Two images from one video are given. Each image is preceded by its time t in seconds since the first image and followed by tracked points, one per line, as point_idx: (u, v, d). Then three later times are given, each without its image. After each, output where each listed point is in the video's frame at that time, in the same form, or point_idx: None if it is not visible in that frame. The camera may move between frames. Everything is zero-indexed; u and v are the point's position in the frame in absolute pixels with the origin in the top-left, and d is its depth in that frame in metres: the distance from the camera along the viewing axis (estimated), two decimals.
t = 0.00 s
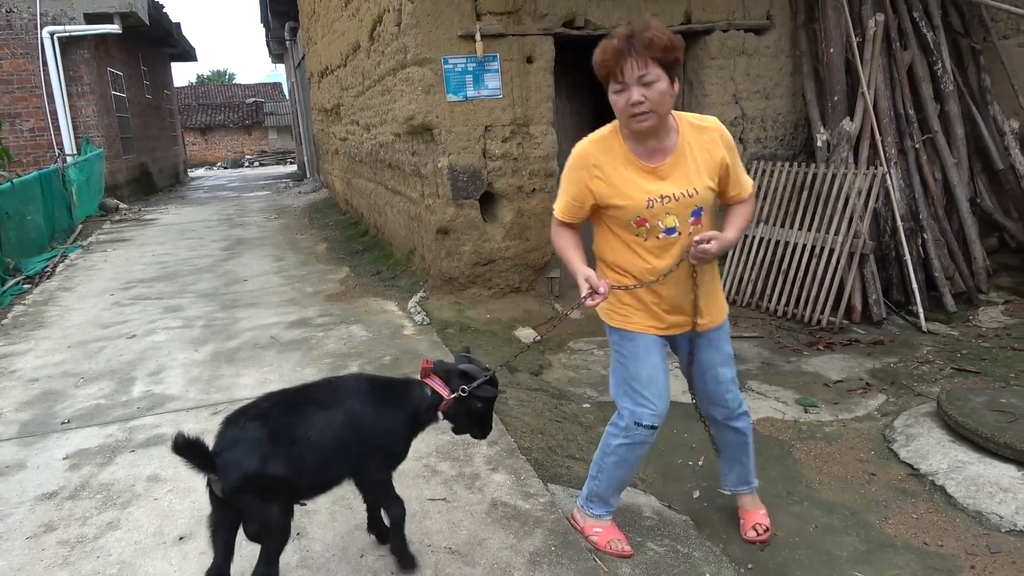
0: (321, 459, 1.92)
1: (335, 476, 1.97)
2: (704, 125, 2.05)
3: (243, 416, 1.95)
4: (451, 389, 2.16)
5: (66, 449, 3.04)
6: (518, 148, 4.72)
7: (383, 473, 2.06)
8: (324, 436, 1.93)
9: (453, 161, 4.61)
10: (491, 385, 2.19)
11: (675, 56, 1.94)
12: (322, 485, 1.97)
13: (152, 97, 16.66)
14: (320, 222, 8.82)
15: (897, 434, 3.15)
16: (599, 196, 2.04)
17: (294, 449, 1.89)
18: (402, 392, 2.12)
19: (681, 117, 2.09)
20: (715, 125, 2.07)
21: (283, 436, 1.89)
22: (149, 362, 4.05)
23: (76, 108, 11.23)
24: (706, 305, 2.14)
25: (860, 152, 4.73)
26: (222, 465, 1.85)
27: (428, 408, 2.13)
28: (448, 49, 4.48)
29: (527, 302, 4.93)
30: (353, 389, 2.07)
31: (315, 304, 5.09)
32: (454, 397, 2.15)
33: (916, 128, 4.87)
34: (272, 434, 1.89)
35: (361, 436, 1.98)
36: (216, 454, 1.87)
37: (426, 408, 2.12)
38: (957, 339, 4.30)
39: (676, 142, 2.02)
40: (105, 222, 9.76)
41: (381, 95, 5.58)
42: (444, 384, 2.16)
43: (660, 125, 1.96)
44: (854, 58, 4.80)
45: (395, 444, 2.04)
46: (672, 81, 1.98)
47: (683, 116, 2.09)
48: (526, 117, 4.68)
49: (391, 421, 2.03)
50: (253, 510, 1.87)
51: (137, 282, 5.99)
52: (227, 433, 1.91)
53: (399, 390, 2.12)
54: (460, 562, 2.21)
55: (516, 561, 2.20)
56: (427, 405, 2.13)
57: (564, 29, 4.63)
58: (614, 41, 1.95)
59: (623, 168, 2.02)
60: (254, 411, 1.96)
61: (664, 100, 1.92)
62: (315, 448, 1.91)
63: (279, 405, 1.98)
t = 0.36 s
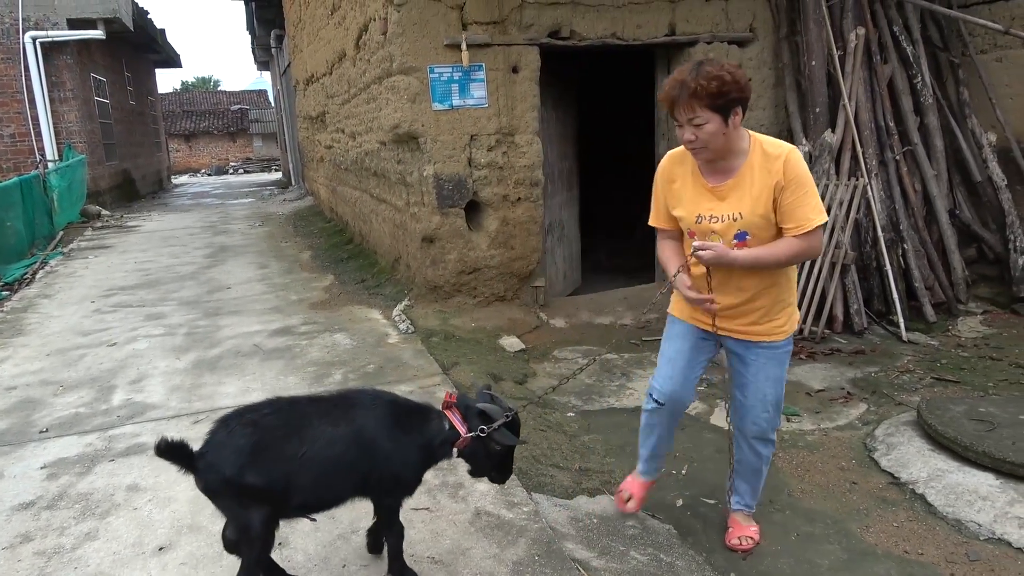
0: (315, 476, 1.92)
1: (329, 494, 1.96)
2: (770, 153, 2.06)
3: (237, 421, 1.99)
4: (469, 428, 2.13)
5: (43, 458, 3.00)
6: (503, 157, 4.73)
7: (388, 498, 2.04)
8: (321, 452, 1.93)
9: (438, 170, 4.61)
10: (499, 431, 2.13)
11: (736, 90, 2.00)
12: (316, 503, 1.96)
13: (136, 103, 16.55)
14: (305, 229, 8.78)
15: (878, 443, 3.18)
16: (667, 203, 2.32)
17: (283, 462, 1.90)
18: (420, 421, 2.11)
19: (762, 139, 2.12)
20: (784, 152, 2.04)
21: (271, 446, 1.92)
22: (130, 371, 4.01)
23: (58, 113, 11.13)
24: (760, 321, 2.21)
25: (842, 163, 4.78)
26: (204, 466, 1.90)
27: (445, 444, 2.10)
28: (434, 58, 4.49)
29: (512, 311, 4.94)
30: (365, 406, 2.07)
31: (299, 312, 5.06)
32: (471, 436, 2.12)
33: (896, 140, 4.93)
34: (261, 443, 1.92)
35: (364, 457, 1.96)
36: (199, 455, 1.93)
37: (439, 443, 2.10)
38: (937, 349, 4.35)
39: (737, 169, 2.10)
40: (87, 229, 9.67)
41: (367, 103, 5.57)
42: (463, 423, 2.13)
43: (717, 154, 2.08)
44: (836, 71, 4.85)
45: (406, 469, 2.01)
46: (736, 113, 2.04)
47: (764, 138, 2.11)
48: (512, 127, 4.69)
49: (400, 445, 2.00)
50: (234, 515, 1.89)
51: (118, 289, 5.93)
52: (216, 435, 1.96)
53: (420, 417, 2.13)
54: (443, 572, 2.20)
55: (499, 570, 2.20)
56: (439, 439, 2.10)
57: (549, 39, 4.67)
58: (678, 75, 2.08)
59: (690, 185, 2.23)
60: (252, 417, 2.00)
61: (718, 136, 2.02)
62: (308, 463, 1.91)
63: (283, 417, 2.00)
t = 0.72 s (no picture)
0: (314, 481, 1.91)
1: (327, 499, 1.94)
2: (787, 163, 2.12)
3: (242, 419, 2.02)
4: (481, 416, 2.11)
5: (27, 464, 2.97)
6: (492, 161, 4.72)
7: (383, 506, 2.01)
8: (321, 455, 1.92)
9: (427, 174, 4.60)
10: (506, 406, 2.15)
11: (771, 97, 2.09)
12: (314, 507, 1.95)
13: (123, 106, 16.45)
14: (293, 234, 8.75)
15: (867, 447, 3.19)
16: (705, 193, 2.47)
17: (284, 463, 1.90)
18: (427, 421, 2.08)
19: (791, 149, 2.18)
20: (798, 166, 2.10)
21: (270, 447, 1.92)
22: (116, 376, 3.97)
23: (44, 116, 11.05)
24: (753, 319, 2.28)
25: (829, 169, 4.81)
26: (204, 461, 1.93)
27: (460, 432, 2.08)
28: (423, 63, 4.49)
29: (501, 315, 4.93)
30: (370, 410, 2.06)
31: (287, 317, 5.04)
32: (486, 424, 2.10)
33: (883, 146, 4.97)
34: (261, 444, 1.92)
35: (364, 463, 1.94)
36: (200, 450, 1.97)
37: (452, 438, 2.07)
38: (924, 353, 4.37)
39: (757, 173, 2.20)
40: (72, 233, 9.59)
41: (356, 107, 5.55)
42: (475, 412, 2.11)
43: (745, 155, 2.19)
44: (823, 77, 4.88)
45: (405, 473, 1.98)
46: (767, 119, 2.13)
47: (794, 148, 2.18)
48: (501, 131, 4.69)
49: (401, 450, 1.97)
50: (232, 512, 1.91)
51: (104, 294, 5.88)
52: (219, 432, 1.99)
53: (425, 416, 2.10)
54: None
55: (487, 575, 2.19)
56: (452, 435, 2.07)
57: (538, 44, 4.67)
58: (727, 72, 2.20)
59: (721, 179, 2.35)
60: (256, 417, 2.02)
61: (746, 137, 2.12)
62: (307, 467, 1.91)
63: (288, 419, 2.01)
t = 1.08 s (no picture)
0: (337, 474, 1.90)
1: (345, 493, 1.93)
2: (780, 146, 2.12)
3: (256, 416, 1.95)
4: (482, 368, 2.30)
5: (13, 459, 2.94)
6: (483, 153, 4.70)
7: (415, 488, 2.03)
8: (341, 451, 1.91)
9: (418, 167, 4.58)
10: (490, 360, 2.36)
11: (775, 83, 2.11)
12: (330, 502, 1.93)
13: (111, 98, 16.30)
14: (283, 227, 8.71)
15: (856, 439, 3.20)
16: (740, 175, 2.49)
17: (303, 460, 1.87)
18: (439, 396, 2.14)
19: (795, 134, 2.17)
20: (788, 149, 2.09)
21: (287, 443, 1.88)
22: (103, 370, 3.94)
23: (29, 108, 10.95)
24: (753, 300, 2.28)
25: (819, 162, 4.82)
26: (217, 453, 1.87)
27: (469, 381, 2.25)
28: (413, 54, 4.46)
29: (491, 308, 4.92)
30: (385, 402, 2.07)
31: (276, 310, 5.01)
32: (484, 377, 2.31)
33: (873, 138, 4.98)
34: (277, 440, 1.88)
35: (391, 452, 1.97)
36: (216, 441, 1.90)
37: (464, 390, 2.22)
38: (913, 345, 4.40)
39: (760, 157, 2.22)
40: (59, 226, 9.50)
41: (346, 99, 5.52)
42: (475, 365, 2.30)
43: (753, 140, 2.22)
44: (813, 69, 4.88)
45: (432, 458, 2.03)
46: (773, 105, 2.15)
47: (799, 134, 2.16)
48: (491, 123, 4.67)
49: (426, 435, 2.02)
50: (238, 506, 1.86)
51: (92, 287, 5.84)
52: (235, 425, 1.93)
53: (432, 386, 2.17)
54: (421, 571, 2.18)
55: (477, 568, 2.18)
56: (463, 388, 2.22)
57: (529, 35, 4.65)
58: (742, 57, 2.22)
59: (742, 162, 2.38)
60: (270, 413, 1.97)
61: (750, 122, 2.15)
62: (327, 463, 1.89)
63: (303, 417, 1.96)
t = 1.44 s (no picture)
0: (367, 470, 1.93)
1: (375, 489, 1.96)
2: (738, 147, 2.11)
3: (285, 419, 1.96)
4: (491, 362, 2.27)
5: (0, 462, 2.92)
6: (473, 152, 4.70)
7: (440, 477, 2.08)
8: (372, 448, 1.93)
9: (408, 165, 4.56)
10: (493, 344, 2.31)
11: (740, 83, 2.11)
12: (360, 498, 1.95)
13: (98, 97, 16.19)
14: (273, 226, 8.68)
15: (845, 435, 3.22)
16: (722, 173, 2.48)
17: (336, 458, 1.89)
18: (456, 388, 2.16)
19: (760, 135, 2.15)
20: (744, 150, 2.08)
21: (318, 444, 1.89)
22: (91, 371, 3.91)
23: (15, 107, 10.86)
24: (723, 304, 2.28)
25: (808, 159, 4.84)
26: (245, 455, 1.88)
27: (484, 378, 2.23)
28: (402, 53, 4.45)
29: (482, 307, 4.92)
30: (409, 394, 2.09)
31: (266, 310, 4.99)
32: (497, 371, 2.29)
33: (861, 136, 5.01)
34: (308, 441, 1.89)
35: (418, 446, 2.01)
36: (245, 442, 1.90)
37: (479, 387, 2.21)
38: (901, 341, 4.43)
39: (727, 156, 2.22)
40: (47, 226, 9.43)
41: (335, 98, 5.50)
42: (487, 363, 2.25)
43: (722, 138, 2.22)
44: (801, 67, 4.90)
45: (455, 448, 2.08)
46: (739, 105, 2.16)
47: (764, 135, 2.15)
48: (481, 122, 4.67)
49: (450, 424, 2.07)
50: (259, 509, 1.86)
51: (80, 288, 5.79)
52: (264, 428, 1.93)
53: (450, 379, 2.18)
54: (412, 571, 2.17)
55: (468, 568, 2.18)
56: (479, 384, 2.21)
57: (518, 34, 4.65)
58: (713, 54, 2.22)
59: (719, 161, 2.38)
60: (299, 414, 1.98)
61: (716, 123, 2.17)
62: (358, 460, 1.91)
63: (330, 417, 1.97)
